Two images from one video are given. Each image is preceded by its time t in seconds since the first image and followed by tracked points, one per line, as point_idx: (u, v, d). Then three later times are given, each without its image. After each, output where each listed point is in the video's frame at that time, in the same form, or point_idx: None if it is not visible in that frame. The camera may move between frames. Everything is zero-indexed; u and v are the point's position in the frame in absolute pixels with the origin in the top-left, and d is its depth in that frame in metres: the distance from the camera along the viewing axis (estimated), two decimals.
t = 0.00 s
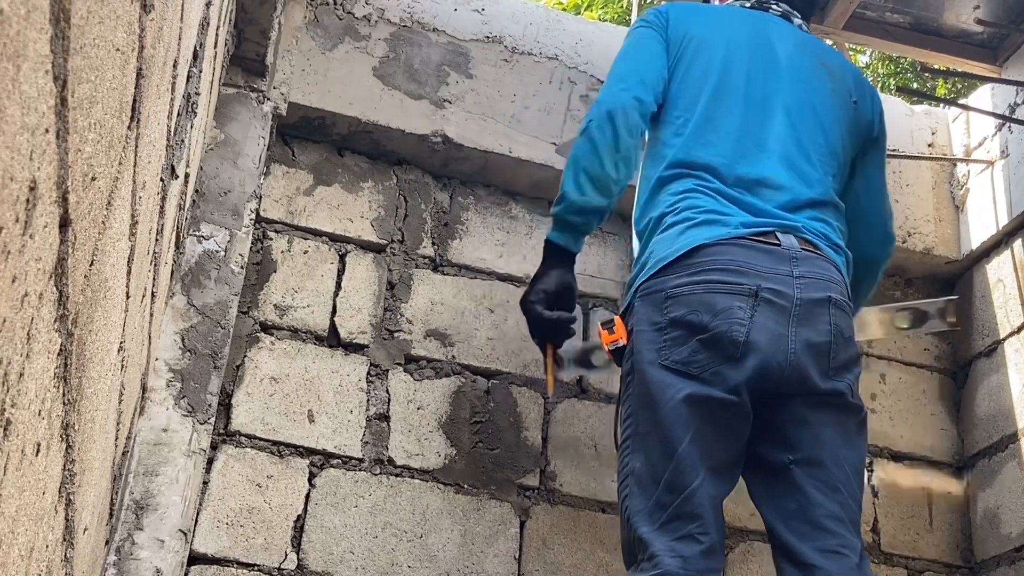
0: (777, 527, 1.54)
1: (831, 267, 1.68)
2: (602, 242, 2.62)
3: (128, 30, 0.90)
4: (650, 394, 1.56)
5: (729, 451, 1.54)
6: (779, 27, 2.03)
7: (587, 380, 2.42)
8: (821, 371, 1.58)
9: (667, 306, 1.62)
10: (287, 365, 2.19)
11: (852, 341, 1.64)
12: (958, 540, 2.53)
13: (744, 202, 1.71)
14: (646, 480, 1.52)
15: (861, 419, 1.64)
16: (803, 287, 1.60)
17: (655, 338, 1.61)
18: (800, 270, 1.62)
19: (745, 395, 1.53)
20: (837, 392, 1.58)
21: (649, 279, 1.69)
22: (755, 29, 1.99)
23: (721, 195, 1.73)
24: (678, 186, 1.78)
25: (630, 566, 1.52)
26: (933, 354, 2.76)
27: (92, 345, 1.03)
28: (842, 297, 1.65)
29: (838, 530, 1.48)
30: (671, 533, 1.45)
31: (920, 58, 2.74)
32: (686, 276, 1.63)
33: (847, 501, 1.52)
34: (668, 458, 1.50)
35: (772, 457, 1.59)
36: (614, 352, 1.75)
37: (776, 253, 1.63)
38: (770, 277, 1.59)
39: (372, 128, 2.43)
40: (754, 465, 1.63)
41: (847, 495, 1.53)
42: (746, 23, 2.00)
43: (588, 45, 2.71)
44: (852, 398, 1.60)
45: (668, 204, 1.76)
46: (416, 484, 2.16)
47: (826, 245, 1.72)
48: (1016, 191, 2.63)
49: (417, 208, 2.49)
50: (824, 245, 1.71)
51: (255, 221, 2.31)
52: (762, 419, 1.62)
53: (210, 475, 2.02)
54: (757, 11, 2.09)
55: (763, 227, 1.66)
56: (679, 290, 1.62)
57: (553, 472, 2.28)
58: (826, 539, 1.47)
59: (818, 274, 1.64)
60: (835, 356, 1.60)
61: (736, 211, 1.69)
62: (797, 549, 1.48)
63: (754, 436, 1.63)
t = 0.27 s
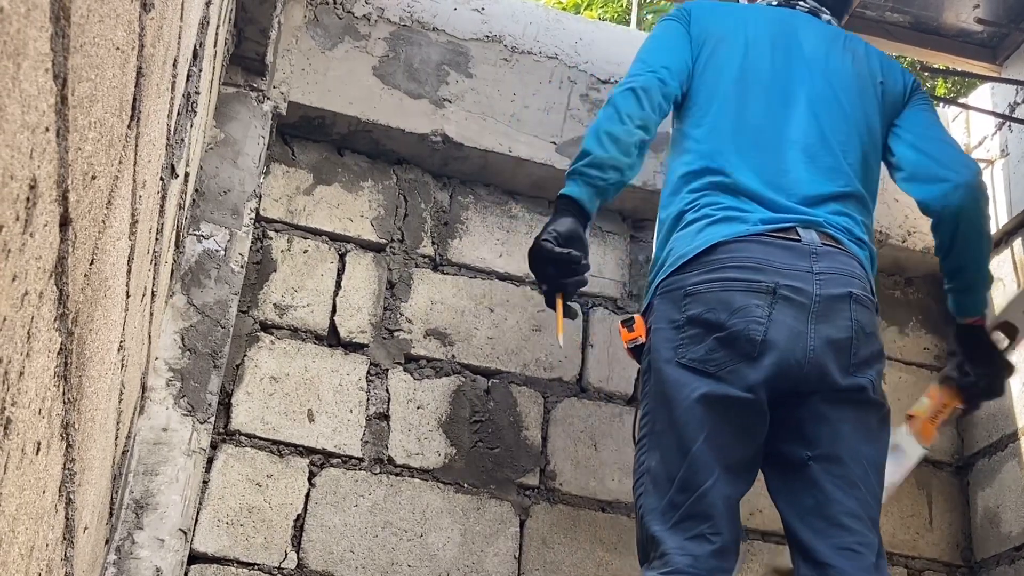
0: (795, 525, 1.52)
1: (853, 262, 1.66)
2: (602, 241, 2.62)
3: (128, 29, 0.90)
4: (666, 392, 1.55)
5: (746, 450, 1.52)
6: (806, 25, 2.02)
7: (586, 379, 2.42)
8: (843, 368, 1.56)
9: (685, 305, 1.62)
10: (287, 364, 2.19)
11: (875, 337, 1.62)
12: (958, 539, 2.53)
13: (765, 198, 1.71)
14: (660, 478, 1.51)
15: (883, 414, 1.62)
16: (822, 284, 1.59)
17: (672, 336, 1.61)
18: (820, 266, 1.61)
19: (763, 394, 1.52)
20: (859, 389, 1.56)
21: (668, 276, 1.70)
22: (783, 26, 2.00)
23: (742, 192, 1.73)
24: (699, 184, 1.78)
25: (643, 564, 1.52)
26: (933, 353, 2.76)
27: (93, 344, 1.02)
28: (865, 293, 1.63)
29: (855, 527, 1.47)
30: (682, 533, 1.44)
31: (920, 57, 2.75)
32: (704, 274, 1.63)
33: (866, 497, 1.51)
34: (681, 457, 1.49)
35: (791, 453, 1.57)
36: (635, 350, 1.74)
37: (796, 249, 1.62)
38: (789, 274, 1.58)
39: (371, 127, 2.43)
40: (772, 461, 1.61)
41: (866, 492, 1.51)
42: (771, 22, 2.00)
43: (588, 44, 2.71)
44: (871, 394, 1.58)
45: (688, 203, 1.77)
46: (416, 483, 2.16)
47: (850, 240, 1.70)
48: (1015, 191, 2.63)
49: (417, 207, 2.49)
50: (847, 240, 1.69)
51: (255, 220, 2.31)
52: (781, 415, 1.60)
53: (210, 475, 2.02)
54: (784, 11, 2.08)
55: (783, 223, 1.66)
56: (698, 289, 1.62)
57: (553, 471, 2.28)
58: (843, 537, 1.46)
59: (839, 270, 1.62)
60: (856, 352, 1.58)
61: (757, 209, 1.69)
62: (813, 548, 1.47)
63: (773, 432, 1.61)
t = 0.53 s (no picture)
0: (801, 531, 1.51)
1: (871, 247, 1.59)
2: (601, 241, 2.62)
3: (128, 28, 0.90)
4: (673, 390, 1.55)
5: (753, 449, 1.50)
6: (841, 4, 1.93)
7: (586, 378, 2.42)
8: (853, 360, 1.51)
9: (693, 299, 1.60)
10: (287, 363, 2.19)
11: (890, 325, 1.56)
12: (958, 538, 2.53)
13: (781, 186, 1.65)
14: (664, 477, 1.51)
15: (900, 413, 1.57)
16: (833, 274, 1.53)
17: (680, 332, 1.60)
18: (832, 254, 1.55)
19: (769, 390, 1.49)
20: (871, 387, 1.52)
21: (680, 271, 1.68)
22: (815, 10, 1.92)
23: (758, 181, 1.67)
24: (714, 173, 1.73)
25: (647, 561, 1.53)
26: (932, 352, 2.76)
27: (92, 343, 1.02)
28: (879, 280, 1.56)
29: (861, 537, 1.45)
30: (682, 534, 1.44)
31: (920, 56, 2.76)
32: (711, 267, 1.61)
33: (874, 505, 1.48)
34: (685, 457, 1.49)
35: (801, 457, 1.54)
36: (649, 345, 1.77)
37: (806, 238, 1.57)
38: (796, 264, 1.54)
39: (371, 126, 2.43)
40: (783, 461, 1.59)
41: (875, 498, 1.49)
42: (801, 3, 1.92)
43: (588, 43, 2.70)
44: (885, 391, 1.53)
45: (702, 194, 1.73)
46: (416, 482, 2.16)
47: (873, 224, 1.62)
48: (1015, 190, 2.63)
49: (417, 206, 2.49)
50: (867, 225, 1.62)
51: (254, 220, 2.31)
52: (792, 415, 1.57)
53: (210, 474, 2.03)
54: None
55: (796, 211, 1.60)
56: (704, 283, 1.60)
57: (553, 470, 2.28)
58: (848, 547, 1.44)
59: (853, 258, 1.56)
60: (869, 344, 1.53)
61: (771, 198, 1.64)
62: (818, 556, 1.46)
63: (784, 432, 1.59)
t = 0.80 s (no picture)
0: (788, 543, 1.48)
1: (859, 239, 1.56)
2: (601, 240, 2.62)
3: (125, 27, 0.90)
4: (656, 374, 1.56)
5: (734, 433, 1.50)
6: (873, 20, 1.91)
7: (585, 377, 2.42)
8: (834, 353, 1.48)
9: (678, 284, 1.60)
10: (286, 362, 2.19)
11: (876, 322, 1.52)
12: (956, 537, 2.53)
13: (779, 174, 1.63)
14: (647, 460, 1.53)
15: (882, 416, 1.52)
16: (817, 263, 1.52)
17: (665, 315, 1.60)
18: (819, 243, 1.53)
19: (748, 373, 1.48)
20: (850, 388, 1.47)
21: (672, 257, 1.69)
22: (849, 28, 1.92)
23: (755, 169, 1.66)
24: (715, 163, 1.73)
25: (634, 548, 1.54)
26: (932, 351, 2.76)
27: (91, 343, 1.02)
28: (868, 272, 1.53)
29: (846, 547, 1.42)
30: (657, 517, 1.45)
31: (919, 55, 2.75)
32: (698, 251, 1.61)
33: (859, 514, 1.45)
34: (664, 439, 1.50)
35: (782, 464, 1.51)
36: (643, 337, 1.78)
37: (795, 226, 1.55)
38: (780, 250, 1.53)
39: (369, 125, 2.44)
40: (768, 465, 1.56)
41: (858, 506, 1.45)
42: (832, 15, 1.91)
43: (587, 42, 2.70)
44: (867, 390, 1.49)
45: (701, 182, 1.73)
46: (415, 481, 2.16)
47: (869, 215, 1.59)
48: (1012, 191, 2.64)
49: (416, 205, 2.49)
50: (864, 215, 1.58)
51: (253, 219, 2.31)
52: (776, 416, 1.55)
53: (210, 473, 2.03)
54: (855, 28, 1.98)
55: (788, 198, 1.59)
56: (690, 267, 1.60)
57: (552, 469, 2.28)
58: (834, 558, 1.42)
59: (840, 249, 1.53)
60: (852, 339, 1.49)
61: (767, 183, 1.63)
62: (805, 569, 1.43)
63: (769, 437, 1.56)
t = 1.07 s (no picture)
0: (784, 539, 1.48)
1: (847, 224, 1.54)
2: (601, 238, 2.62)
3: (123, 25, 0.89)
4: (645, 361, 1.57)
5: (723, 420, 1.49)
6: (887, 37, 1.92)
7: (585, 376, 2.42)
8: (818, 339, 1.47)
9: (667, 269, 1.61)
10: (285, 361, 2.19)
11: (862, 310, 1.50)
12: (956, 535, 2.53)
13: (771, 160, 1.64)
14: (636, 449, 1.53)
15: (874, 405, 1.51)
16: (803, 247, 1.51)
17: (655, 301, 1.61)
18: (806, 227, 1.53)
19: (733, 357, 1.48)
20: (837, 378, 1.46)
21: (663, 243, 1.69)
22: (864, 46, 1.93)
23: (748, 157, 1.67)
24: (711, 153, 1.74)
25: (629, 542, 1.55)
26: (931, 349, 2.76)
27: (90, 341, 1.02)
28: (856, 256, 1.52)
29: (841, 543, 1.42)
30: (644, 506, 1.46)
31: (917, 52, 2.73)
32: (686, 235, 1.61)
33: (851, 508, 1.44)
34: (651, 428, 1.50)
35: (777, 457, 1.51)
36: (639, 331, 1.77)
37: (783, 209, 1.55)
38: (766, 233, 1.53)
39: (368, 124, 2.43)
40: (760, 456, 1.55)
41: (853, 504, 1.45)
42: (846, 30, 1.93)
43: (586, 40, 2.70)
44: (854, 380, 1.47)
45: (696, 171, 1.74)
46: (415, 480, 2.16)
47: (860, 198, 1.58)
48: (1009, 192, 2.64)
49: (415, 204, 2.49)
50: (855, 198, 1.57)
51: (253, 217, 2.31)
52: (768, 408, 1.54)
53: (209, 472, 2.03)
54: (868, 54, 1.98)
55: (778, 182, 1.59)
56: (678, 251, 1.61)
57: (552, 468, 2.28)
58: (830, 554, 1.42)
59: (827, 234, 1.52)
60: (838, 326, 1.48)
61: (758, 167, 1.63)
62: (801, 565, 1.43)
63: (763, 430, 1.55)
